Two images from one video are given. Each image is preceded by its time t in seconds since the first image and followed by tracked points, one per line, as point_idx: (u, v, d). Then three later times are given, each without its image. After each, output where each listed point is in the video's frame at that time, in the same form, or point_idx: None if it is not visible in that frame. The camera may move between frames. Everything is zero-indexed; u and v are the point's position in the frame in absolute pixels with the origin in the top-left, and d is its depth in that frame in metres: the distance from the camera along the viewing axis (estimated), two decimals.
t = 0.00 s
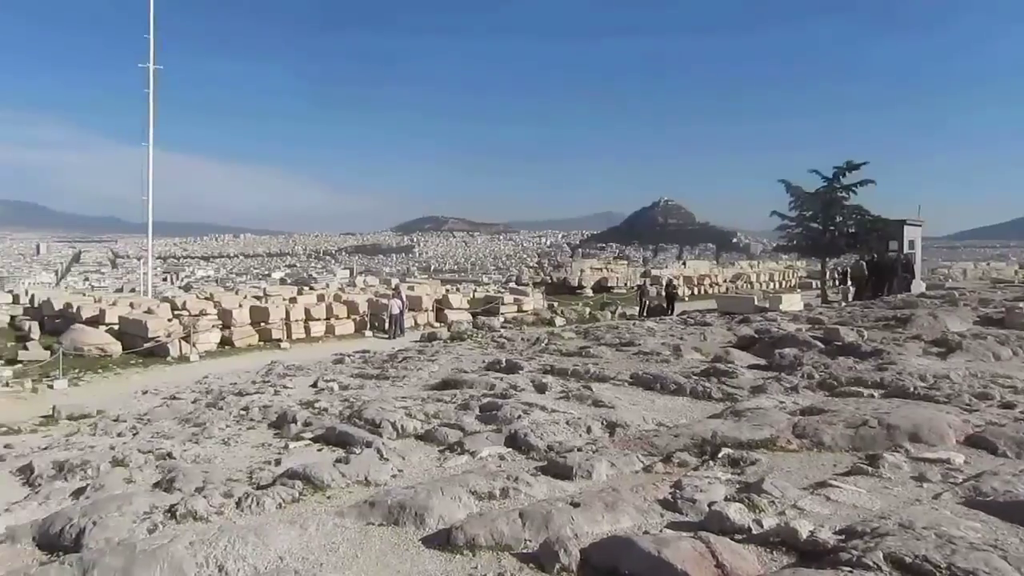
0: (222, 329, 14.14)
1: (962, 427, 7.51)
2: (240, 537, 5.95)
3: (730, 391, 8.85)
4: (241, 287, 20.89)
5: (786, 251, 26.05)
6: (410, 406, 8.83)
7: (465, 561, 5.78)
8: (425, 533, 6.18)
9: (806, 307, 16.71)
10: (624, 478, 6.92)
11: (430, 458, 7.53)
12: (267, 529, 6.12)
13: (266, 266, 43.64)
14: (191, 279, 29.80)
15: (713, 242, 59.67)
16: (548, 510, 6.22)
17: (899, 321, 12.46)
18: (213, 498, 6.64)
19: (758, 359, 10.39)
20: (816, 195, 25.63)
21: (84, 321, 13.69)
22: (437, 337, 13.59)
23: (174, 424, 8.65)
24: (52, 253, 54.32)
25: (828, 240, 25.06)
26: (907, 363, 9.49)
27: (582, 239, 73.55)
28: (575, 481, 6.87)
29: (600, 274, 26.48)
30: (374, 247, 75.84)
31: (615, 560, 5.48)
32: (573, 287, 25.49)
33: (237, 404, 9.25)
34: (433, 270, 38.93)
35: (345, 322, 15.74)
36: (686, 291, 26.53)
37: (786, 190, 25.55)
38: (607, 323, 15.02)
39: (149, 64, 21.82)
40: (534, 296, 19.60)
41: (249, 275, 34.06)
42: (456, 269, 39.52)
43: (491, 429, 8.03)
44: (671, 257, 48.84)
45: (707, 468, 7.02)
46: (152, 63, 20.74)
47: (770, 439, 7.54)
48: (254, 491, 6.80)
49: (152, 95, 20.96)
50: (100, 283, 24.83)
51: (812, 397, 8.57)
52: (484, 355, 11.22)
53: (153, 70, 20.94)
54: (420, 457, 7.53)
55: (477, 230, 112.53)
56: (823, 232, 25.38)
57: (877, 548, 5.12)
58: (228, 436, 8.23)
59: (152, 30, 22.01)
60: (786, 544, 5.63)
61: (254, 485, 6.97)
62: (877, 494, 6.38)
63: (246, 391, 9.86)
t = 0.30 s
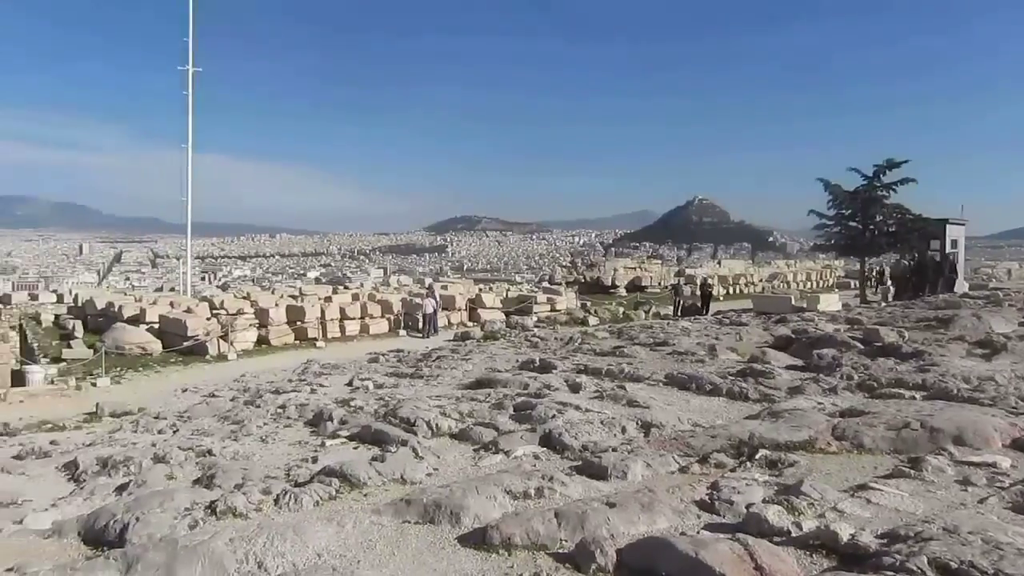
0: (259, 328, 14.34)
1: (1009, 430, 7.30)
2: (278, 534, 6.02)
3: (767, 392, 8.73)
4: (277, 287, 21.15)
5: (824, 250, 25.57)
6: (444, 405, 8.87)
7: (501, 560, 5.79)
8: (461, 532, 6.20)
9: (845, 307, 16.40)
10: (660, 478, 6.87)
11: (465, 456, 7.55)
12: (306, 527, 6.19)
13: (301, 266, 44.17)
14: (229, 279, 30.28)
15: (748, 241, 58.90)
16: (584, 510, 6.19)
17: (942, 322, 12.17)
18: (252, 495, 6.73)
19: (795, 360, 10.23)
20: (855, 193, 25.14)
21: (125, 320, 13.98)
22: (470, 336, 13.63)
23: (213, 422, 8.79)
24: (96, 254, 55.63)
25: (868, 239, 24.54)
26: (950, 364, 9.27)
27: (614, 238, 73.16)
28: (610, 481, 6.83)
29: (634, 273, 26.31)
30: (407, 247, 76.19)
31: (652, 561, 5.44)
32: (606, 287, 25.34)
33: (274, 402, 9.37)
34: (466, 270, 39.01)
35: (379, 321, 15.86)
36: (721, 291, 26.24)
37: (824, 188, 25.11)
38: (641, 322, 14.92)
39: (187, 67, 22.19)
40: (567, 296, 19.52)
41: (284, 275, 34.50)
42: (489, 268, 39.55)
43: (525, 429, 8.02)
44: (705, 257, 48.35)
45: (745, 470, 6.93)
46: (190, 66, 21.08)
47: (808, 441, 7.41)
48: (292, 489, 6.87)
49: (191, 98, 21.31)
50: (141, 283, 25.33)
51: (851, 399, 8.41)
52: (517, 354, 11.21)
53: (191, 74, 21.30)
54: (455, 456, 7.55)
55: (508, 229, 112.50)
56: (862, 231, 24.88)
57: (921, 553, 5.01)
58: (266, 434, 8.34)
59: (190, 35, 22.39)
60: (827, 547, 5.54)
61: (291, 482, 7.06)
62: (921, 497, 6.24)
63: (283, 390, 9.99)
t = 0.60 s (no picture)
0: (293, 329, 14.50)
1: None
2: (319, 532, 6.08)
3: (805, 389, 8.61)
4: (310, 288, 21.34)
5: (860, 246, 25.11)
6: (479, 404, 8.88)
7: (540, 560, 5.77)
8: (500, 532, 6.19)
9: (884, 303, 16.10)
10: (698, 478, 6.80)
11: (502, 456, 7.55)
12: (345, 526, 6.23)
13: (333, 267, 44.51)
14: (264, 280, 30.68)
15: (781, 237, 58.13)
16: (622, 509, 6.15)
17: (985, 317, 11.89)
18: (292, 494, 6.80)
19: (833, 357, 10.07)
20: (893, 187, 24.67)
21: (164, 322, 14.22)
22: (503, 335, 13.64)
23: (251, 422, 8.89)
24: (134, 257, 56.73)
25: (906, 234, 24.04)
26: (995, 361, 9.05)
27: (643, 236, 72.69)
28: (648, 480, 6.78)
29: (665, 271, 26.12)
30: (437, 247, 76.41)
31: (693, 561, 5.38)
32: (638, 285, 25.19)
33: (310, 402, 9.46)
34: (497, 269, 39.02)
35: (412, 321, 15.94)
36: (754, 288, 25.94)
37: (860, 182, 24.69)
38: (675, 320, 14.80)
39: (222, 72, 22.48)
40: (599, 294, 19.42)
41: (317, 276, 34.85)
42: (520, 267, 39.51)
43: (561, 428, 8.00)
44: (737, 254, 47.81)
45: (785, 469, 6.83)
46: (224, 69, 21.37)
47: (850, 439, 7.29)
48: (331, 488, 6.93)
49: (225, 103, 21.61)
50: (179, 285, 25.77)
51: (893, 397, 8.25)
52: (550, 353, 11.19)
53: (226, 78, 21.61)
54: (491, 455, 7.56)
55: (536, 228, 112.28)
56: (899, 226, 24.42)
57: (971, 554, 4.89)
58: (303, 434, 8.42)
59: (224, 40, 22.74)
60: (872, 547, 5.43)
61: (330, 481, 7.11)
62: (968, 496, 6.09)
63: (319, 390, 10.08)
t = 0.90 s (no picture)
0: (327, 329, 14.63)
1: None
2: (357, 530, 6.13)
3: (844, 388, 8.47)
4: (343, 288, 21.53)
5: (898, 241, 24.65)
6: (512, 403, 8.87)
7: (577, 559, 5.75)
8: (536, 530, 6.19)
9: (924, 300, 15.78)
10: (736, 477, 6.72)
11: (536, 455, 7.53)
12: (383, 524, 6.28)
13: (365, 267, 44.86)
14: (297, 281, 31.02)
15: (815, 233, 57.24)
16: (660, 509, 6.11)
17: None
18: (330, 492, 6.86)
19: (872, 355, 9.89)
20: (932, 180, 24.15)
21: (201, 322, 14.46)
22: (535, 334, 13.62)
23: (287, 420, 9.00)
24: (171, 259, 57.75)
25: (946, 229, 23.54)
26: None
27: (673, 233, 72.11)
28: (684, 480, 6.72)
29: (698, 268, 25.87)
30: (467, 246, 76.54)
31: (733, 562, 5.32)
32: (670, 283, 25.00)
33: (345, 401, 9.54)
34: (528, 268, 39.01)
35: (444, 320, 15.99)
36: (789, 285, 25.59)
37: (898, 176, 24.22)
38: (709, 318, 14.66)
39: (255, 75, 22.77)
40: (631, 292, 19.31)
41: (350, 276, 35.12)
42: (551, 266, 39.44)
43: (595, 426, 7.97)
44: (771, 251, 47.18)
45: (825, 468, 6.73)
46: (258, 73, 21.62)
47: (892, 438, 7.15)
48: (368, 486, 6.98)
49: (258, 106, 21.88)
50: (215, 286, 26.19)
51: (936, 395, 8.08)
52: (583, 352, 11.16)
53: (259, 82, 21.86)
54: (525, 454, 7.55)
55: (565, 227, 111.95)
56: (939, 220, 23.90)
57: (1023, 557, 4.77)
58: (339, 432, 8.49)
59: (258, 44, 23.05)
60: (917, 550, 5.33)
61: (366, 479, 7.17)
62: (1017, 498, 5.94)
63: (353, 389, 10.16)
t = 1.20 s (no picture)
0: (365, 327, 14.77)
1: None
2: (398, 526, 6.18)
3: (889, 388, 8.29)
4: (380, 287, 21.70)
5: (945, 238, 24.06)
6: (550, 402, 8.86)
7: (618, 559, 5.72)
8: (576, 529, 6.17)
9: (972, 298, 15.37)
10: (780, 478, 6.63)
11: (575, 453, 7.51)
12: (424, 521, 6.31)
13: (400, 266, 45.11)
14: (335, 280, 31.33)
15: (856, 230, 56.13)
16: (702, 510, 6.05)
17: None
18: (371, 489, 6.92)
19: (919, 354, 9.67)
20: (980, 175, 23.52)
21: (243, 321, 14.69)
22: (571, 333, 13.59)
23: (327, 418, 9.10)
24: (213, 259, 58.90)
25: (995, 225, 22.89)
26: None
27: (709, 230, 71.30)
28: (726, 481, 6.64)
29: (736, 266, 25.55)
30: (501, 245, 76.61)
31: (778, 564, 5.24)
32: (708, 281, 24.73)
33: (383, 399, 9.62)
34: (563, 266, 38.89)
35: (481, 319, 16.04)
36: (830, 283, 25.14)
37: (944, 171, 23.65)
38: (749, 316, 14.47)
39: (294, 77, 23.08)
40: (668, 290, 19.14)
41: (386, 275, 35.26)
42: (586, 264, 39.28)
43: (634, 426, 7.92)
44: (811, 248, 46.36)
45: (872, 470, 6.60)
46: (297, 74, 21.90)
47: (941, 440, 6.98)
48: (408, 483, 7.03)
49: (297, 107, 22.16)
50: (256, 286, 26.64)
51: (987, 396, 7.86)
52: (620, 350, 11.10)
53: (298, 84, 22.15)
54: (564, 453, 7.54)
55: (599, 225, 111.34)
56: (988, 216, 23.27)
57: None
58: (378, 430, 8.56)
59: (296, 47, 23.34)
60: (971, 555, 5.19)
61: (406, 477, 7.21)
62: None
63: (391, 387, 10.24)
